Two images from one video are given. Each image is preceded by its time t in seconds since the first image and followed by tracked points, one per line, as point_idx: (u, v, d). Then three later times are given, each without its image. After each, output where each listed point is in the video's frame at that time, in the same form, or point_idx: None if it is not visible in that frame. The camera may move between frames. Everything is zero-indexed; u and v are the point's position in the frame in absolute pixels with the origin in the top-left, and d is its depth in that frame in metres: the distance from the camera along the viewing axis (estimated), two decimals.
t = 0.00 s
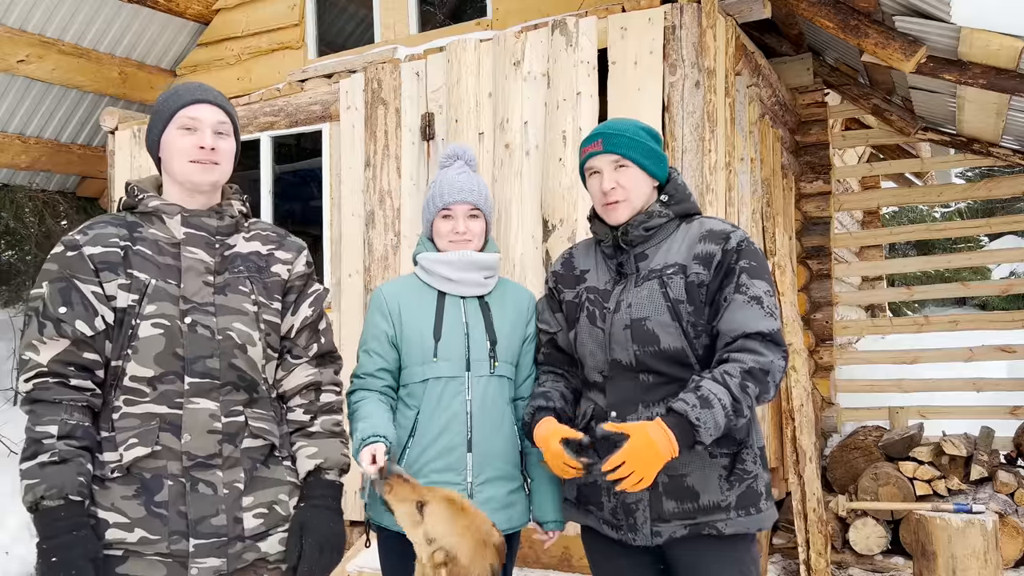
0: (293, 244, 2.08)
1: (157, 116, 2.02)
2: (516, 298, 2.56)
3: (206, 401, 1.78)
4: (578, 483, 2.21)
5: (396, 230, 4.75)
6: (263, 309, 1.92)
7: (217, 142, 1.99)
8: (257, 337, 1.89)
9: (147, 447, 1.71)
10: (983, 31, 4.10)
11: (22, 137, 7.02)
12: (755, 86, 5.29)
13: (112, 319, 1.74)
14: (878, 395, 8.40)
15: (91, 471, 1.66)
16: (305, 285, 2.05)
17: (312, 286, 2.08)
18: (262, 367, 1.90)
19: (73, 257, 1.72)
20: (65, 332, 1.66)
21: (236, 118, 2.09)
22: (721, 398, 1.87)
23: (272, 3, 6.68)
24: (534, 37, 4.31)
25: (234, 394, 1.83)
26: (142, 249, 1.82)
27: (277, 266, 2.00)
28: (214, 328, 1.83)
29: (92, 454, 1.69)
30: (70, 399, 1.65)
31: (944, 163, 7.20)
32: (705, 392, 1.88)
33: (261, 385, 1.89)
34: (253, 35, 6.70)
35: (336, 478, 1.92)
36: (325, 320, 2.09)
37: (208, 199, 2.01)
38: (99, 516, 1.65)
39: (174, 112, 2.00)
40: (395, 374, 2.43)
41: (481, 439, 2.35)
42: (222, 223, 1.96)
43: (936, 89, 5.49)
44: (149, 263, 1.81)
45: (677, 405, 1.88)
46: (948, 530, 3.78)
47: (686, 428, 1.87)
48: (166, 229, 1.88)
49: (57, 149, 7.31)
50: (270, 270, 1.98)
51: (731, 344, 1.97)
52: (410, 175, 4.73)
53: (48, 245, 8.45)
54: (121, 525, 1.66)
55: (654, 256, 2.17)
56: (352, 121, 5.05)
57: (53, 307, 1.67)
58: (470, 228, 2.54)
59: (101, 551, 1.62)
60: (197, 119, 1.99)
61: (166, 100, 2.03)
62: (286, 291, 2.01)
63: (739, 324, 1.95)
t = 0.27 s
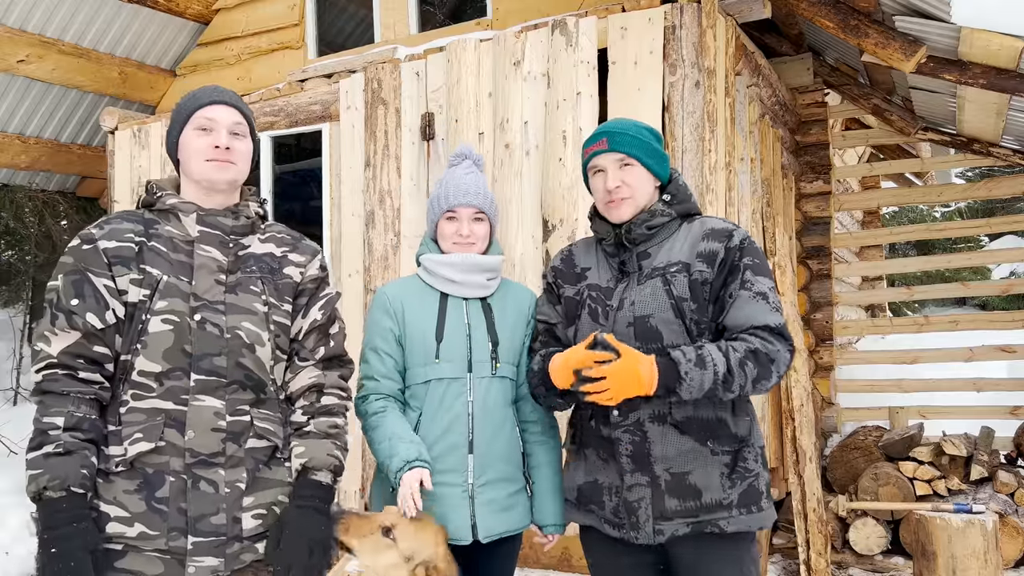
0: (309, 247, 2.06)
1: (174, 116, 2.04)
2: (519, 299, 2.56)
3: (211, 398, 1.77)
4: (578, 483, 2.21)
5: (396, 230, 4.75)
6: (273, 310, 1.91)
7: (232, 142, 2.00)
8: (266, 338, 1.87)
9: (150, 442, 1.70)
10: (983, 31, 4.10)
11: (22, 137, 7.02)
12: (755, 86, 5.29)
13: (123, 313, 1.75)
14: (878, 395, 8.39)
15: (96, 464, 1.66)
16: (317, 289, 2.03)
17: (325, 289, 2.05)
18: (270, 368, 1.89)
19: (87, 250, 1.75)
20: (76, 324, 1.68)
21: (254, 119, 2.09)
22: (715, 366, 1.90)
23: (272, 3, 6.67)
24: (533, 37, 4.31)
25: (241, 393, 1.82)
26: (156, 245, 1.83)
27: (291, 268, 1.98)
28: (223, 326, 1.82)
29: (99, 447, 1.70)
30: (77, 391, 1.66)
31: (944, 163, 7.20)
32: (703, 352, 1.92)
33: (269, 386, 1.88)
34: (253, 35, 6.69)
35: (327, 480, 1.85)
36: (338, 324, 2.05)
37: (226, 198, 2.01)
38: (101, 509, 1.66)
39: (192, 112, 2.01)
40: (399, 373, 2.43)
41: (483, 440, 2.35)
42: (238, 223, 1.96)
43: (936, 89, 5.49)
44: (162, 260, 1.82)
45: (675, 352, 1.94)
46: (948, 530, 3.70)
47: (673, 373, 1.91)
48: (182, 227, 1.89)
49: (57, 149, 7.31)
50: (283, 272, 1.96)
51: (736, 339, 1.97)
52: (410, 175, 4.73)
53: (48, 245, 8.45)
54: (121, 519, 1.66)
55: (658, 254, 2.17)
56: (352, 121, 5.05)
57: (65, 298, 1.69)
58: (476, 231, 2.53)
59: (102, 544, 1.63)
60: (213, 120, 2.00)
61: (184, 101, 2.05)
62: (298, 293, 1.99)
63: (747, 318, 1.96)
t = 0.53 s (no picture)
0: (313, 250, 2.06)
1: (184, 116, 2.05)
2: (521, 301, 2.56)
3: (214, 398, 1.78)
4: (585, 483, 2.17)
5: (396, 230, 4.75)
6: (278, 312, 1.90)
7: (239, 144, 2.00)
8: (270, 338, 1.87)
9: (154, 440, 1.71)
10: (983, 31, 4.10)
11: (22, 137, 7.03)
12: (755, 86, 5.29)
13: (128, 311, 1.75)
14: (878, 396, 8.39)
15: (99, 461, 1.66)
16: (322, 290, 2.02)
17: (329, 291, 2.04)
18: (274, 368, 1.88)
19: (95, 247, 1.76)
20: (84, 320, 1.68)
21: (263, 121, 2.09)
22: (720, 339, 1.93)
23: (272, 3, 6.67)
24: (533, 37, 4.31)
25: (244, 393, 1.82)
26: (163, 244, 1.84)
27: (295, 270, 1.98)
28: (228, 325, 1.82)
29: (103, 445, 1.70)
30: (83, 386, 1.66)
31: (944, 163, 7.20)
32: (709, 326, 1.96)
33: (272, 387, 1.88)
34: (253, 35, 6.69)
35: (334, 469, 1.82)
36: (341, 325, 2.04)
37: (232, 199, 2.02)
38: (103, 506, 1.66)
39: (200, 114, 2.01)
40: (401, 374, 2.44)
41: (484, 442, 2.35)
42: (244, 224, 1.96)
43: (936, 89, 5.49)
44: (169, 259, 1.83)
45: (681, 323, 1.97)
46: (948, 530, 3.69)
47: (681, 344, 1.93)
48: (188, 227, 1.89)
49: (58, 149, 7.31)
50: (287, 274, 1.96)
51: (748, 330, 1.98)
52: (410, 175, 4.73)
53: (48, 245, 8.45)
54: (123, 517, 1.66)
55: (663, 252, 2.18)
56: (352, 121, 5.05)
57: (72, 295, 1.69)
58: (478, 232, 2.53)
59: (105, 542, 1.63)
60: (221, 121, 2.00)
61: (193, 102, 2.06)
62: (302, 295, 1.98)
63: (757, 308, 1.99)
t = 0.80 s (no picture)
0: (311, 250, 2.06)
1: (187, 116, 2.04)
2: (519, 303, 2.56)
3: (215, 397, 1.78)
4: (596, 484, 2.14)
5: (396, 230, 4.75)
6: (275, 311, 1.90)
7: (245, 151, 2.00)
8: (269, 338, 1.87)
9: (156, 439, 1.71)
10: (982, 31, 4.11)
11: (22, 137, 7.03)
12: (755, 86, 5.29)
13: (130, 311, 1.75)
14: (878, 396, 8.39)
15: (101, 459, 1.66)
16: (319, 287, 2.01)
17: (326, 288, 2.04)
18: (274, 368, 1.88)
19: (97, 247, 1.76)
20: (86, 320, 1.68)
21: (267, 125, 2.09)
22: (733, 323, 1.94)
23: (272, 3, 6.67)
24: (533, 37, 4.32)
25: (245, 393, 1.82)
26: (163, 244, 1.84)
27: (292, 269, 1.97)
28: (228, 325, 1.82)
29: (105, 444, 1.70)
30: (86, 385, 1.66)
31: (944, 163, 7.21)
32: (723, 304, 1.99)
33: (274, 386, 1.88)
34: (253, 35, 6.69)
35: (328, 480, 1.80)
36: (337, 323, 2.02)
37: (235, 204, 2.03)
38: (106, 505, 1.67)
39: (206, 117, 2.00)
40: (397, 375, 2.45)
41: (477, 444, 2.35)
42: (244, 224, 1.96)
43: (936, 89, 5.49)
44: (170, 259, 1.83)
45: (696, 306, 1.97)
46: (948, 530, 3.69)
47: (694, 321, 1.93)
48: (188, 227, 1.89)
49: (58, 149, 7.31)
50: (285, 274, 1.95)
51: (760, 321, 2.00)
52: (410, 175, 4.74)
53: (48, 245, 8.45)
54: (126, 516, 1.66)
55: (668, 252, 2.19)
56: (352, 120, 5.05)
57: (74, 294, 1.69)
58: (476, 233, 2.53)
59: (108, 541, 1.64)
60: (227, 127, 1.99)
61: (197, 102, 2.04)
62: (298, 294, 1.98)
63: (765, 303, 2.02)
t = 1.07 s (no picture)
0: (312, 254, 2.06)
1: (216, 122, 1.95)
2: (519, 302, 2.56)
3: (214, 398, 1.78)
4: (600, 480, 2.14)
5: (396, 230, 4.75)
6: (277, 313, 1.91)
7: (267, 181, 1.98)
8: (269, 340, 1.87)
9: (155, 440, 1.71)
10: (982, 31, 4.11)
11: (22, 137, 7.03)
12: (755, 86, 5.30)
13: (129, 313, 1.75)
14: (878, 396, 8.40)
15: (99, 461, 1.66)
16: (322, 294, 2.02)
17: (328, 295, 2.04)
18: (271, 369, 1.89)
19: (96, 249, 1.75)
20: (85, 322, 1.68)
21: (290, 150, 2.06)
22: (775, 273, 2.01)
23: (272, 3, 6.67)
24: (533, 37, 4.32)
25: (244, 393, 1.82)
26: (164, 246, 1.84)
27: (295, 274, 1.98)
28: (228, 326, 1.83)
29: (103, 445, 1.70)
30: (83, 388, 1.66)
31: (943, 163, 7.21)
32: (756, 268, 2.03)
33: (270, 387, 1.88)
34: (253, 35, 6.70)
35: (337, 453, 1.84)
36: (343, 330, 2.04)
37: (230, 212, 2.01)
38: (105, 507, 1.67)
39: (239, 137, 1.93)
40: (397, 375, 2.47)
41: (478, 442, 2.35)
42: (245, 229, 1.96)
43: (936, 89, 5.49)
44: (169, 261, 1.83)
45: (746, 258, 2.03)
46: (948, 530, 3.70)
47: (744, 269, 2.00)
48: (189, 229, 1.89)
49: (58, 149, 7.31)
50: (287, 277, 1.96)
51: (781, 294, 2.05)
52: (410, 175, 4.74)
53: (48, 245, 8.45)
54: (125, 517, 1.66)
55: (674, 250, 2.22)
56: (352, 121, 5.05)
57: (73, 296, 1.69)
58: (472, 240, 2.52)
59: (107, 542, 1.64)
60: (259, 155, 1.95)
61: (229, 113, 1.95)
62: (301, 298, 1.99)
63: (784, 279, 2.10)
